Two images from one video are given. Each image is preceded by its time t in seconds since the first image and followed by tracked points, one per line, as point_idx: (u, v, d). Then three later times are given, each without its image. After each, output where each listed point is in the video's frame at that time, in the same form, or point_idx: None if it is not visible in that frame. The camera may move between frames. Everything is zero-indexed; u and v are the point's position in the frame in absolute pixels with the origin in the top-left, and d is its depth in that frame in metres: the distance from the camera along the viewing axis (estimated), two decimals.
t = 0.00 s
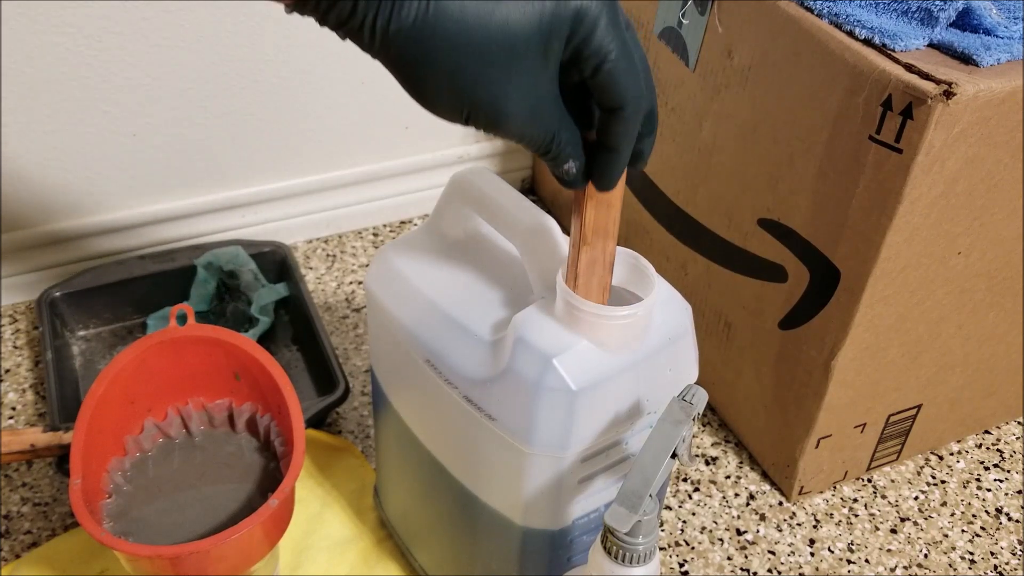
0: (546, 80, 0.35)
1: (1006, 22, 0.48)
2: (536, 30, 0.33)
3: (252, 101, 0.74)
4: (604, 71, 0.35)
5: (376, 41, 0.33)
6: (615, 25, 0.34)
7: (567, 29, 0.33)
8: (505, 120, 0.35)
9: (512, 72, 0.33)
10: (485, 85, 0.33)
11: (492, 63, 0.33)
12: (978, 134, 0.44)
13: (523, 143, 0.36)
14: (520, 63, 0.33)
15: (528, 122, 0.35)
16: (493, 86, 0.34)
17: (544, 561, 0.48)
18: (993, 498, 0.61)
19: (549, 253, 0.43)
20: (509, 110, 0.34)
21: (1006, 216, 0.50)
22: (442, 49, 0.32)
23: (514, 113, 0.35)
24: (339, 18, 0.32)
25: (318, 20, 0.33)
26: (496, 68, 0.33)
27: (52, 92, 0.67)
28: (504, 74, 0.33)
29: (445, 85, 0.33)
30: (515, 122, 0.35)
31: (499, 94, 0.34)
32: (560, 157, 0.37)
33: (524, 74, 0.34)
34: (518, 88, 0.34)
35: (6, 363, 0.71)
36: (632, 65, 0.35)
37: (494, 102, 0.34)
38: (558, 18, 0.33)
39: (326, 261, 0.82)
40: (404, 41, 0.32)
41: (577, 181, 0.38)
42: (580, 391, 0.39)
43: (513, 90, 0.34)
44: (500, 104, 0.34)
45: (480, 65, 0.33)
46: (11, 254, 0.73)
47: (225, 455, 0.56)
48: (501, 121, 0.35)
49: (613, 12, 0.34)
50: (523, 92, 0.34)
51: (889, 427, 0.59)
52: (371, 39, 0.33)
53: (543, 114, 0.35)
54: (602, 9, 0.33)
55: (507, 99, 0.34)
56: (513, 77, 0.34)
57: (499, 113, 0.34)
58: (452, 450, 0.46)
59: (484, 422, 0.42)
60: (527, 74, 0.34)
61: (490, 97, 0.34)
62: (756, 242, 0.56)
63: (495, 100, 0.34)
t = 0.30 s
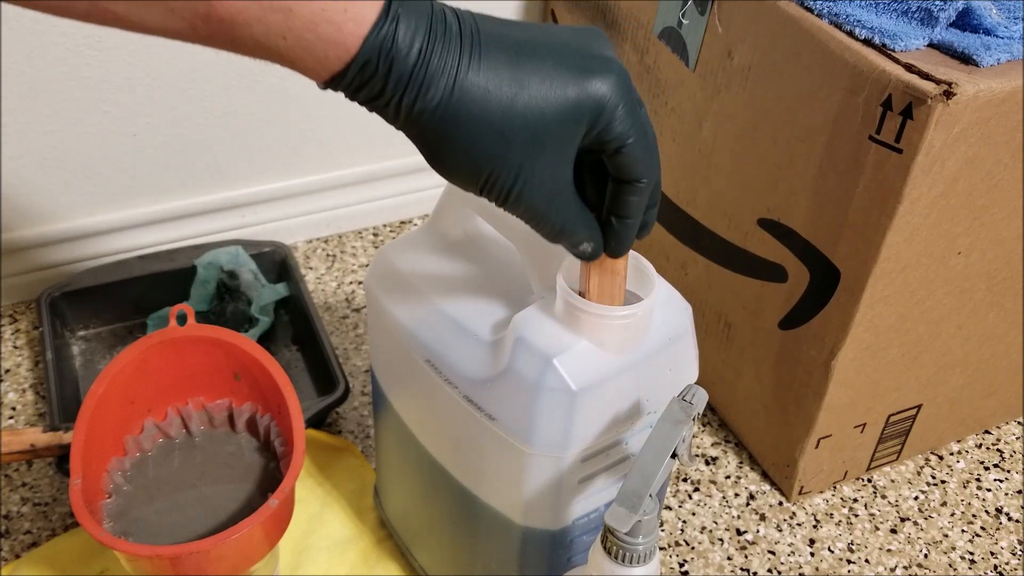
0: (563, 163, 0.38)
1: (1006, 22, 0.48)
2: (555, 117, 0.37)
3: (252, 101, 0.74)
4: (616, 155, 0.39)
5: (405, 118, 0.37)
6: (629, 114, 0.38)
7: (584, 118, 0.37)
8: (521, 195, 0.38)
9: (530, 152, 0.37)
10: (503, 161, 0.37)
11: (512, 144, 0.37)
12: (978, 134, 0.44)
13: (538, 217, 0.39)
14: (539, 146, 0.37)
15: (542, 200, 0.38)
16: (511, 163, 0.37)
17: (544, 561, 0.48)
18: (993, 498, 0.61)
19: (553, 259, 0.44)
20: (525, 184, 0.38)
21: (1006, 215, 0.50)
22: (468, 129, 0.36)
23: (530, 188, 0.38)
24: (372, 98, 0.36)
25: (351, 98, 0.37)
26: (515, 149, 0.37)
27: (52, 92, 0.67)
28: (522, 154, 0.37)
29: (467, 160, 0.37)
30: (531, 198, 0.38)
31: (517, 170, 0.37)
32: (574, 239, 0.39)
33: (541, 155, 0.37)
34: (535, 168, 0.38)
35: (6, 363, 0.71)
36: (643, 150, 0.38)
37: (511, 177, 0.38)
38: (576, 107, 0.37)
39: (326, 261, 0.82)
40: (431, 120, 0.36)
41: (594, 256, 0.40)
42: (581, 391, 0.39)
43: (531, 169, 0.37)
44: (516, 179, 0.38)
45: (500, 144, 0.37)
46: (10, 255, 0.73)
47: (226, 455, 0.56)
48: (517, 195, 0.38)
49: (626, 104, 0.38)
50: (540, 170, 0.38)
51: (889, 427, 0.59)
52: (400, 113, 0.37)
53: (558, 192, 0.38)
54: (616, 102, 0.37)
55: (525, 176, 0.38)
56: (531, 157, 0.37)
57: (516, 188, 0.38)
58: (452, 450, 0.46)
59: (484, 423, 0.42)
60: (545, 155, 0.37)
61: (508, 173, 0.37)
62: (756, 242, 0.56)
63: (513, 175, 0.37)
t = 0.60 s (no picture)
0: (580, 176, 0.38)
1: (1006, 22, 0.48)
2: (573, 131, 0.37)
3: (252, 102, 0.74)
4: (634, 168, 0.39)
5: (425, 136, 0.37)
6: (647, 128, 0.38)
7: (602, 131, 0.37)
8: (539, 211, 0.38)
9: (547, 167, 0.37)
10: (521, 177, 0.37)
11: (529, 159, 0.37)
12: (978, 134, 0.44)
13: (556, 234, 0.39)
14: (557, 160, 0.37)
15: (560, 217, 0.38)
16: (529, 178, 0.37)
17: (544, 561, 0.48)
18: (993, 498, 0.61)
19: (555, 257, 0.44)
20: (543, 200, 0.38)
21: (1006, 216, 0.50)
22: (486, 145, 0.37)
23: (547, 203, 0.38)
24: (393, 117, 0.37)
25: (371, 118, 0.37)
26: (534, 163, 0.37)
27: (52, 93, 0.67)
28: (540, 169, 0.37)
29: (485, 177, 0.37)
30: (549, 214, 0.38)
31: (535, 185, 0.37)
32: (580, 239, 0.39)
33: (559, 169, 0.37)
34: (553, 183, 0.38)
35: (6, 363, 0.71)
36: (658, 166, 0.39)
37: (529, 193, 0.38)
38: (593, 121, 0.37)
39: (326, 261, 0.82)
40: (450, 138, 0.37)
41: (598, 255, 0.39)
42: (581, 391, 0.39)
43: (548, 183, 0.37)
44: (534, 195, 0.38)
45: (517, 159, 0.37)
46: (10, 256, 0.73)
47: (226, 454, 0.56)
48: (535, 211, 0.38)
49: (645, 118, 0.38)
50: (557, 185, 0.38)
51: (889, 427, 0.59)
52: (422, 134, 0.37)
53: (575, 207, 0.38)
54: (635, 116, 0.38)
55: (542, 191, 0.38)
56: (550, 171, 0.37)
57: (534, 204, 0.38)
58: (452, 450, 0.46)
59: (484, 423, 0.42)
60: (563, 171, 0.37)
61: (526, 188, 0.37)
62: (756, 242, 0.56)
63: (531, 191, 0.37)
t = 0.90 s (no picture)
0: (580, 182, 0.39)
1: (1006, 22, 0.48)
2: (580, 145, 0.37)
3: (252, 102, 0.74)
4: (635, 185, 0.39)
5: (429, 132, 0.37)
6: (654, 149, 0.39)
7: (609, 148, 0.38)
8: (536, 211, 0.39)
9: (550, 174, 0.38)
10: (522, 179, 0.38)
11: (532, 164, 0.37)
12: (978, 134, 0.44)
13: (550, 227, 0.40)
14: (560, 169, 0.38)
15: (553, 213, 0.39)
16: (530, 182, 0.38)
17: (544, 561, 0.48)
18: (993, 498, 0.61)
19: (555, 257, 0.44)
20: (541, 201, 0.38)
21: (1006, 216, 0.50)
22: (488, 148, 0.37)
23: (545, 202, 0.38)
24: (398, 111, 0.36)
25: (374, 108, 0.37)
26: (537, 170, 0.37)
27: (52, 93, 0.67)
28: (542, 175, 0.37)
29: (486, 175, 0.38)
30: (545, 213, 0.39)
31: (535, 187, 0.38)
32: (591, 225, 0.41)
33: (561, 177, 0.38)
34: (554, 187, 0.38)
35: (6, 363, 0.71)
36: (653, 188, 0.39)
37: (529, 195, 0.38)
38: (601, 136, 0.37)
39: (326, 261, 0.82)
40: (454, 137, 0.37)
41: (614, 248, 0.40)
42: (581, 391, 0.39)
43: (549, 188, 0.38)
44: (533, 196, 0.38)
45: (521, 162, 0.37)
46: (10, 256, 0.73)
47: (226, 454, 0.56)
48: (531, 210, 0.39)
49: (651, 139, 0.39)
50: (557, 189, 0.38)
51: (889, 427, 0.59)
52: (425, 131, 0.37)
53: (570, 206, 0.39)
54: (643, 136, 0.38)
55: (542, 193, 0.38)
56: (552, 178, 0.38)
57: (532, 207, 0.39)
58: (453, 450, 0.46)
59: (484, 423, 0.42)
60: (563, 180, 0.38)
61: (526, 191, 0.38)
62: (756, 242, 0.56)
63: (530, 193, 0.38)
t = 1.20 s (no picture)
0: (577, 177, 0.39)
1: (1006, 22, 0.48)
2: (577, 139, 0.37)
3: (252, 102, 0.74)
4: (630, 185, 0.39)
5: (426, 114, 0.37)
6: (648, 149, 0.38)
7: (606, 150, 0.37)
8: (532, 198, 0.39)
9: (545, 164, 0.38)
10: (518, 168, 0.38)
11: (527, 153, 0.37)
12: (978, 134, 0.44)
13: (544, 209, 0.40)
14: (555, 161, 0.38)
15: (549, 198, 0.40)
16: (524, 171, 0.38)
17: (544, 561, 0.48)
18: (993, 498, 0.61)
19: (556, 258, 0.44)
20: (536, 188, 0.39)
21: (1006, 216, 0.50)
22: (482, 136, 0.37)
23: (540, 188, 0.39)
24: (396, 91, 0.36)
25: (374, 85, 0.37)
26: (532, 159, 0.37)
27: (52, 93, 0.67)
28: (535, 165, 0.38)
29: (478, 161, 0.38)
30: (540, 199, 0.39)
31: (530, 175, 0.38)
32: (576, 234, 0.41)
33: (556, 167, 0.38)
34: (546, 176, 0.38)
35: (6, 363, 0.71)
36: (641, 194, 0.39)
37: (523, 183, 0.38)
38: (597, 137, 0.37)
39: (326, 261, 0.82)
40: (449, 122, 0.37)
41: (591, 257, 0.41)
42: (581, 391, 0.39)
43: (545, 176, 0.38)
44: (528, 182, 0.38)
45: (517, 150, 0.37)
46: (10, 255, 0.73)
47: (226, 454, 0.56)
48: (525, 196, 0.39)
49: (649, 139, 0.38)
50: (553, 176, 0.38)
51: (889, 427, 0.59)
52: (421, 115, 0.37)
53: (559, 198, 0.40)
54: (643, 138, 0.38)
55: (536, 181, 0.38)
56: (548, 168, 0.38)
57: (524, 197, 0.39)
58: (453, 450, 0.46)
59: (484, 423, 0.42)
60: (555, 175, 0.38)
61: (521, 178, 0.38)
62: (756, 242, 0.56)
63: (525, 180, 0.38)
